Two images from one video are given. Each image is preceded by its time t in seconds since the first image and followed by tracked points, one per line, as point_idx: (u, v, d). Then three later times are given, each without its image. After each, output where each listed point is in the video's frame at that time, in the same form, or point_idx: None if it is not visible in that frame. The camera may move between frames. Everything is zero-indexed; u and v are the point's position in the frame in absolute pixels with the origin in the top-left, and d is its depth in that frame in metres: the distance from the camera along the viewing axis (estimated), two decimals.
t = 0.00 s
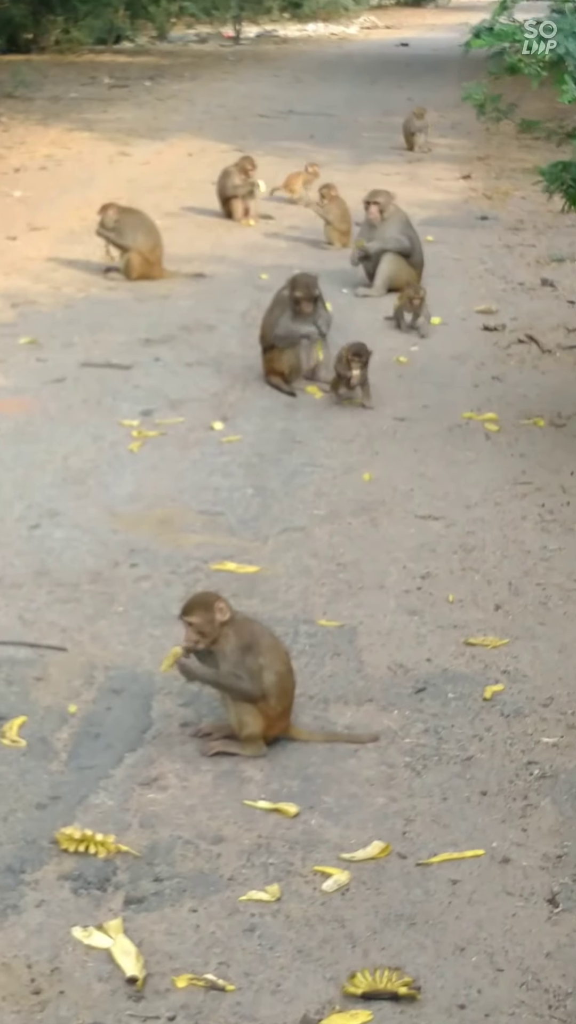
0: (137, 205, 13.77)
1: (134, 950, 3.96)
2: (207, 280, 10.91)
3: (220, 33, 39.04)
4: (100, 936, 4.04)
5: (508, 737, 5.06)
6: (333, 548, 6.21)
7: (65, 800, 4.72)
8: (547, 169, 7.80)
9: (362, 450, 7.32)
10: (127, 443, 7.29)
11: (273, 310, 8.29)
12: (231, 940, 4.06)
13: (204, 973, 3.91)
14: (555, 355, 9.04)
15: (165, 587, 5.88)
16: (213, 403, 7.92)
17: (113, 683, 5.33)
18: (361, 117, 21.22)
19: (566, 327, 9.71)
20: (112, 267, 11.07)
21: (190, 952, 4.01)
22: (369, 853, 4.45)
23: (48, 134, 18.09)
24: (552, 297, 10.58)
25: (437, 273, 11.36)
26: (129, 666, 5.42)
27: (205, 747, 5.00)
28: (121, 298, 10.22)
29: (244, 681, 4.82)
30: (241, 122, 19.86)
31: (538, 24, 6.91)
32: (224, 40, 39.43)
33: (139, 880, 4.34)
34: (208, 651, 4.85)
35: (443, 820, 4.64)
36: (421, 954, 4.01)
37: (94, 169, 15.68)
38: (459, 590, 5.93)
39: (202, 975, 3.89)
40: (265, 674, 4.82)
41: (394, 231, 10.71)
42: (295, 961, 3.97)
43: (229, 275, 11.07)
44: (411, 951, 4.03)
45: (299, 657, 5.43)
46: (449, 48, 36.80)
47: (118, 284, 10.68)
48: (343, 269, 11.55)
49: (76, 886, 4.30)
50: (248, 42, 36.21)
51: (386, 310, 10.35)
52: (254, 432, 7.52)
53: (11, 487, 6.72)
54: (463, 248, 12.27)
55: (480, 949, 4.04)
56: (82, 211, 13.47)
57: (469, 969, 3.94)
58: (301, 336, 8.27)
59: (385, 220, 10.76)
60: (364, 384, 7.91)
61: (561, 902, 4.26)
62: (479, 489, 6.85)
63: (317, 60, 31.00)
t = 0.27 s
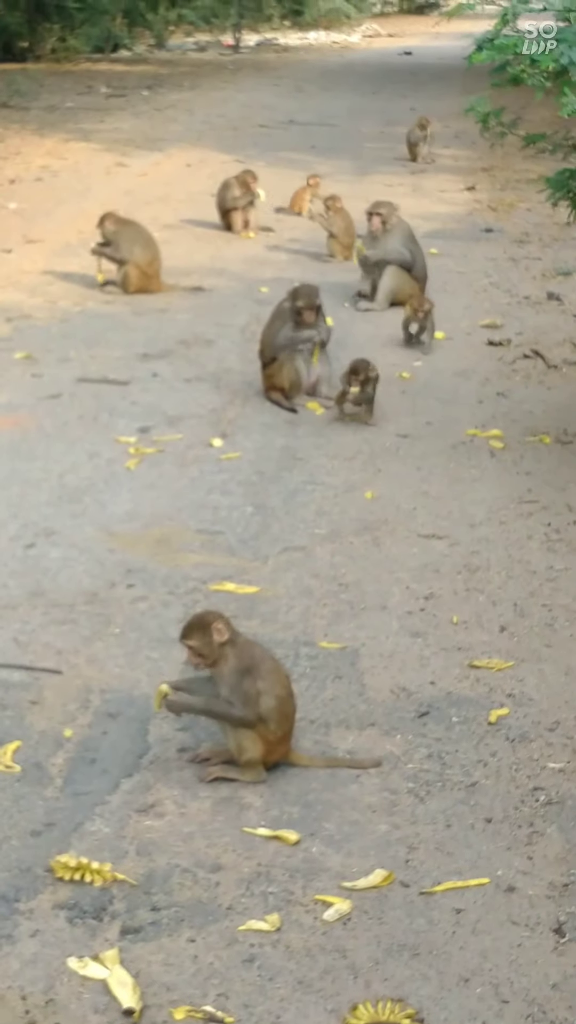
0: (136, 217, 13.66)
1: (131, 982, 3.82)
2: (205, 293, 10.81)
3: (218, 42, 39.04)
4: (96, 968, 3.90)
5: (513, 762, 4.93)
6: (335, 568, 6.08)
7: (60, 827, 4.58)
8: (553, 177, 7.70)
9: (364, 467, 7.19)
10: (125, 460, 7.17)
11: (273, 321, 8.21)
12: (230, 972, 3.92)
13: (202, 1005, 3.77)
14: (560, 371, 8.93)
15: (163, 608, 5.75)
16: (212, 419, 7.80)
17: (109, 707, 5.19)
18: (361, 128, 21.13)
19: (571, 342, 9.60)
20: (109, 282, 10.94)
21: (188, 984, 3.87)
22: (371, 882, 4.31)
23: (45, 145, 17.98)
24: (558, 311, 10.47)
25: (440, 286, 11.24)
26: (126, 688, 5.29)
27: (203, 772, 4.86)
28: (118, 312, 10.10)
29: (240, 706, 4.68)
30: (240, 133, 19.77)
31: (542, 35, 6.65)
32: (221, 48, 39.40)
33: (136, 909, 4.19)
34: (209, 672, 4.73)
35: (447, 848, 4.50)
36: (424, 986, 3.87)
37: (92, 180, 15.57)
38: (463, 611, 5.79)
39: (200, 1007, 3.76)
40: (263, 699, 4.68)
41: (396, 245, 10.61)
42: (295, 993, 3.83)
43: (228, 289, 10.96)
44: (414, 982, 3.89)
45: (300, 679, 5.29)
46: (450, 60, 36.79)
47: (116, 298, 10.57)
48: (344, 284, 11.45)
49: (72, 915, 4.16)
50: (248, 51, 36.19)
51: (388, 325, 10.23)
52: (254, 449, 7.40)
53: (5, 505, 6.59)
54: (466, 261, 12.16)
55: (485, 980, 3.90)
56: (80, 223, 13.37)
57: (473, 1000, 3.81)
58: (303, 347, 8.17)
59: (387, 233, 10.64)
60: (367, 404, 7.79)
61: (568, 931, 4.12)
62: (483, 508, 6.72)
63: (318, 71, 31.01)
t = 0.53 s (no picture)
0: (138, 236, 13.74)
1: (134, 995, 3.86)
2: (207, 311, 10.87)
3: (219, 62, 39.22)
4: (99, 981, 3.93)
5: (512, 778, 4.96)
6: (335, 585, 6.11)
7: (64, 842, 4.61)
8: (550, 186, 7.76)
9: (365, 484, 7.24)
10: (127, 477, 7.21)
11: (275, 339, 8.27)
12: (232, 985, 3.95)
13: (205, 1018, 3.80)
14: (559, 389, 8.97)
15: (165, 625, 5.79)
16: (214, 437, 7.85)
17: (112, 722, 5.23)
18: (361, 147, 21.27)
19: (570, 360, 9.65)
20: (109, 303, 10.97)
21: (190, 997, 3.90)
22: (371, 895, 4.34)
23: (47, 166, 18.10)
24: (555, 329, 10.53)
25: (440, 305, 11.31)
26: (128, 704, 5.33)
27: (204, 788, 4.90)
28: (121, 331, 10.16)
29: (239, 722, 4.71)
30: (240, 153, 19.90)
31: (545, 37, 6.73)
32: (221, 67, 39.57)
33: (138, 923, 4.23)
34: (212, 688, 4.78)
35: (446, 863, 4.53)
36: (423, 1000, 3.90)
37: (94, 200, 15.66)
38: (463, 627, 5.83)
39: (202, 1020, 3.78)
40: (261, 716, 4.69)
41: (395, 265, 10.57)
42: (296, 1007, 3.86)
43: (230, 308, 11.02)
44: (413, 996, 3.92)
45: (300, 694, 5.33)
46: (452, 80, 37.01)
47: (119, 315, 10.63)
48: (345, 304, 11.52)
49: (75, 929, 4.19)
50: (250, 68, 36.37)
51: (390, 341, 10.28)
52: (256, 466, 7.44)
53: (7, 522, 6.63)
54: (466, 280, 12.23)
55: (484, 993, 3.93)
56: (82, 243, 13.45)
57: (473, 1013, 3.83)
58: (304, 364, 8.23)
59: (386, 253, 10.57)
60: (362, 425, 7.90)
61: (566, 945, 4.14)
62: (484, 525, 6.75)
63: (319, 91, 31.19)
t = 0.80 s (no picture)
0: (133, 227, 13.42)
1: None
2: (202, 307, 10.55)
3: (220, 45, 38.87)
4: (86, 1020, 3.62)
5: (527, 803, 4.64)
6: (338, 596, 5.80)
7: (49, 871, 4.30)
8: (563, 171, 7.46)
9: (370, 490, 6.92)
10: (118, 484, 6.90)
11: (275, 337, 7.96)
12: None
13: None
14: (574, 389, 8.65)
15: (158, 640, 5.47)
16: (210, 441, 7.54)
17: (101, 744, 4.91)
18: (367, 133, 20.94)
19: None
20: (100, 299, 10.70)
21: None
22: (377, 927, 4.03)
23: (33, 153, 17.76)
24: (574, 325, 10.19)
25: (449, 300, 10.98)
26: (118, 725, 5.01)
27: (199, 813, 4.58)
28: (113, 329, 9.85)
29: (237, 743, 4.38)
30: (239, 139, 19.57)
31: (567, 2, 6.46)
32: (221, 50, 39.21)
33: (128, 957, 3.91)
34: (202, 714, 4.46)
35: (457, 893, 4.21)
36: None
37: (86, 189, 15.34)
38: (474, 642, 5.51)
39: None
40: (261, 736, 4.38)
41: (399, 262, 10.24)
42: None
43: (228, 303, 10.70)
44: None
45: (301, 714, 5.01)
46: (463, 61, 36.70)
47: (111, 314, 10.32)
48: (349, 298, 11.20)
49: (61, 964, 3.88)
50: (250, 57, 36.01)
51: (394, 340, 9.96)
52: (254, 471, 7.13)
53: None
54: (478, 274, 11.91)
55: None
56: (70, 235, 13.13)
57: None
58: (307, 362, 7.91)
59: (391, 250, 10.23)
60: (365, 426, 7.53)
61: None
62: (496, 533, 6.43)
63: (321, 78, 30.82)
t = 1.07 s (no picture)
0: (126, 225, 13.23)
1: None
2: (195, 309, 10.37)
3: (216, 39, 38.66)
4: None
5: (532, 826, 4.45)
6: (337, 610, 5.61)
7: (35, 895, 4.10)
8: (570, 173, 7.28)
9: (370, 499, 6.73)
10: (108, 493, 6.71)
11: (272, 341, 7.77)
12: None
13: None
14: None
15: (149, 655, 5.28)
16: (204, 447, 7.35)
17: (90, 764, 4.72)
18: (367, 130, 20.74)
19: None
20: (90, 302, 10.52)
21: None
22: (377, 955, 3.84)
23: (22, 149, 17.57)
24: None
25: (453, 303, 10.79)
26: (107, 744, 4.81)
27: (192, 836, 4.39)
28: (105, 332, 9.66)
29: (230, 764, 4.19)
30: (234, 136, 19.39)
31: None
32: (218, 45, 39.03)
33: (117, 987, 3.73)
34: (194, 734, 4.27)
35: (460, 919, 4.02)
36: None
37: (78, 186, 15.16)
38: (478, 657, 5.31)
39: None
40: (255, 757, 4.19)
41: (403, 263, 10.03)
42: None
43: (222, 304, 10.51)
44: None
45: (298, 733, 4.81)
46: (468, 55, 36.47)
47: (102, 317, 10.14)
48: (348, 301, 11.02)
49: (47, 994, 3.70)
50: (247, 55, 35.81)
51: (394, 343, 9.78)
52: (249, 480, 6.94)
53: None
54: (485, 274, 11.71)
55: None
56: (59, 234, 12.95)
57: None
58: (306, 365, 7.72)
59: (395, 251, 10.02)
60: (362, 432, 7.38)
61: None
62: (501, 544, 6.23)
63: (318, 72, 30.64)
